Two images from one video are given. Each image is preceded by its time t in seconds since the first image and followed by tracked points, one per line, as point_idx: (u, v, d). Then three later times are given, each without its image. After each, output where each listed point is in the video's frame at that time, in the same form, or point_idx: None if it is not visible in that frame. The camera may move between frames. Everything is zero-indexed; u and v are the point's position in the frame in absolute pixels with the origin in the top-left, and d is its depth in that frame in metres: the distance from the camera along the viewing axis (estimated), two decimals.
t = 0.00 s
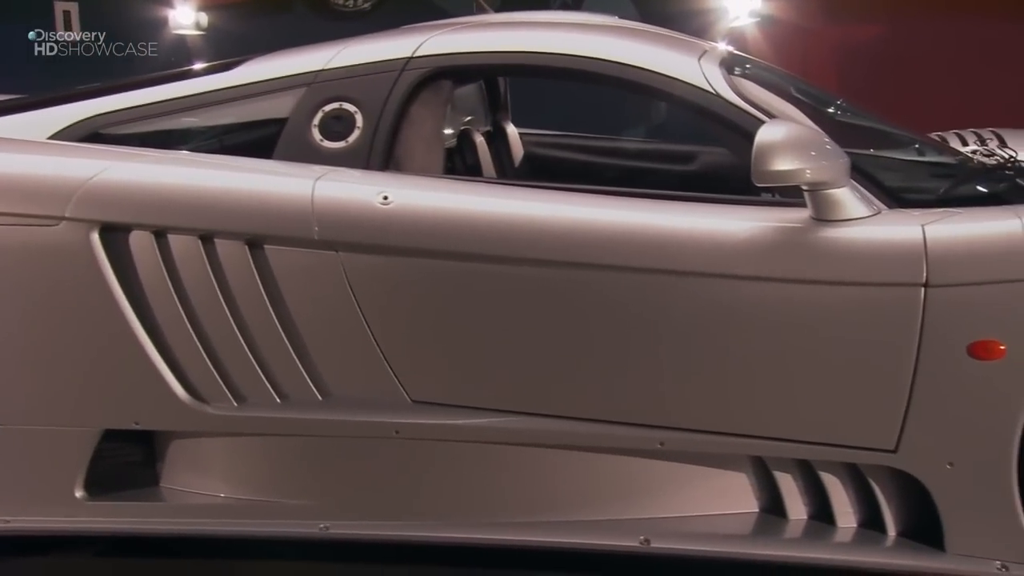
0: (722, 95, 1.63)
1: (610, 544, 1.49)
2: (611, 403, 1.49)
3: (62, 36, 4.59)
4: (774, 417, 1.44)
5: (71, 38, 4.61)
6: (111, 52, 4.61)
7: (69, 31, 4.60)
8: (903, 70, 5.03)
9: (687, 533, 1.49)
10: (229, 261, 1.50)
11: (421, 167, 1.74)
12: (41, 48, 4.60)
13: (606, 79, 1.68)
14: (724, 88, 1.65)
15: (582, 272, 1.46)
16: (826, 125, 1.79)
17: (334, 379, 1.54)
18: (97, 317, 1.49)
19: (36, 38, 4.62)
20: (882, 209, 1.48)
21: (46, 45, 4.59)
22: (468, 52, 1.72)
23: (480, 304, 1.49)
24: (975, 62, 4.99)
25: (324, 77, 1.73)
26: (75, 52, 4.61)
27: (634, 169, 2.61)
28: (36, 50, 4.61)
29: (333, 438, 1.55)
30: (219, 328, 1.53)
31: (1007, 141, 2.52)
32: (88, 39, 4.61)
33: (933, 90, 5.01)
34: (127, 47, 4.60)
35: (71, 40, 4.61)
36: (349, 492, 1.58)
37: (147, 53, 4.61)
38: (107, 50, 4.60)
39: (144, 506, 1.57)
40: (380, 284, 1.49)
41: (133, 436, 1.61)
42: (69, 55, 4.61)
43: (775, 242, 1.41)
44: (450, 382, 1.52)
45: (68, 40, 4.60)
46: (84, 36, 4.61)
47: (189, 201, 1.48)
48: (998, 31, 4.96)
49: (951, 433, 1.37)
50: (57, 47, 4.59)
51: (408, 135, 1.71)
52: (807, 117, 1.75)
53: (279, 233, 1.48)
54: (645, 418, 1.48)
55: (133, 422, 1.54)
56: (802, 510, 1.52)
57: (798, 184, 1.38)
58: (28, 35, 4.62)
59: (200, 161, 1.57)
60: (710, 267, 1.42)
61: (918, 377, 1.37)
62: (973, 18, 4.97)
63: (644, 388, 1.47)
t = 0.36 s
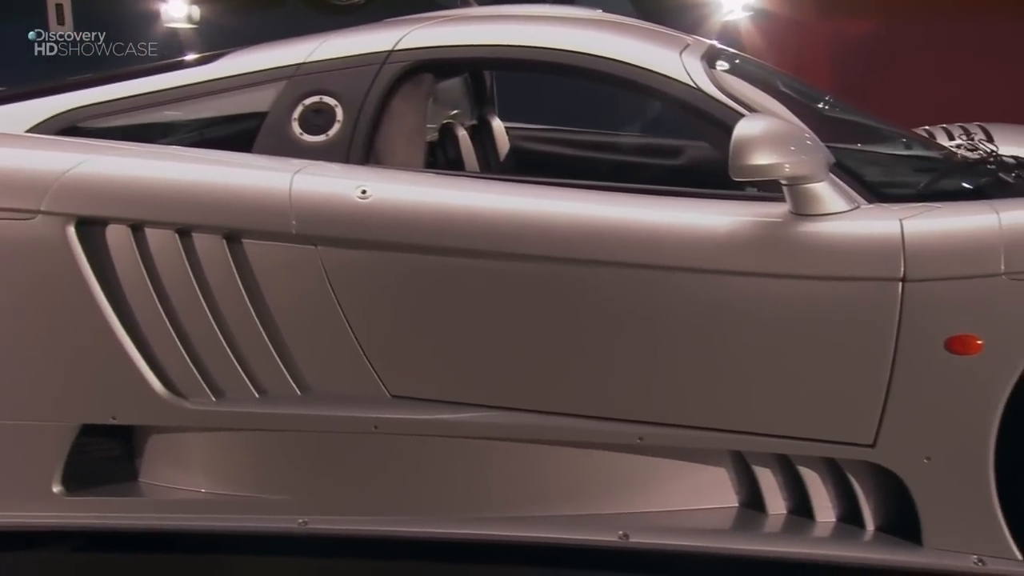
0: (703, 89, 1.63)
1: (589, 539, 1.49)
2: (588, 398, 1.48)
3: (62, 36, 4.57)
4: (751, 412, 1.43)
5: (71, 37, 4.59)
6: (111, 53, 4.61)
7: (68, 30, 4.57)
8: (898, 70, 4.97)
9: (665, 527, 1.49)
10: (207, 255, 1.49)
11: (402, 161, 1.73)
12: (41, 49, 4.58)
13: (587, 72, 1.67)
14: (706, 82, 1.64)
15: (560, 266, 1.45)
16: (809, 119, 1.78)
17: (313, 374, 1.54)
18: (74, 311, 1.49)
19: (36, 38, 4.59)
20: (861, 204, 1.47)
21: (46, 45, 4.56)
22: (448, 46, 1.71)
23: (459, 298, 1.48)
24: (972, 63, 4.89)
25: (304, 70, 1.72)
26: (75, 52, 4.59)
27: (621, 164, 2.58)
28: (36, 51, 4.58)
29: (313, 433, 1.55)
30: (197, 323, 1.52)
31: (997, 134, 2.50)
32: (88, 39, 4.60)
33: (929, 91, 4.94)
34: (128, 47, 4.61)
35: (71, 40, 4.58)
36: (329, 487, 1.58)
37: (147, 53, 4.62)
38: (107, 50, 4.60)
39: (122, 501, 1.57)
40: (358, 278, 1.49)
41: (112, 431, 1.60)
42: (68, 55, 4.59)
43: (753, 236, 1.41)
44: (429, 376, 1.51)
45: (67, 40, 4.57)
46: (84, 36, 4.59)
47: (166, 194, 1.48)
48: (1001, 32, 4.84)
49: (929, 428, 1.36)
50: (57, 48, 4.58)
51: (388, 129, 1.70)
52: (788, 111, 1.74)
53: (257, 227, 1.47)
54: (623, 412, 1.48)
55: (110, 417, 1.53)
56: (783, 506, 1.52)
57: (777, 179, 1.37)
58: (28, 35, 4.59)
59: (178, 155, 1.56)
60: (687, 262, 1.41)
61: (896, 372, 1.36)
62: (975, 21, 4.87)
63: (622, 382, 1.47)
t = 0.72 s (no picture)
0: (681, 82, 1.62)
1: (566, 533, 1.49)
2: (564, 391, 1.48)
3: (61, 36, 4.59)
4: (726, 405, 1.43)
5: (71, 37, 4.61)
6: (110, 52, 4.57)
7: (68, 30, 4.59)
8: (892, 68, 4.94)
9: (642, 521, 1.49)
10: (181, 249, 1.49)
11: (381, 153, 1.72)
12: (41, 48, 4.61)
13: (566, 65, 1.66)
14: (684, 75, 1.63)
15: (536, 259, 1.45)
16: (789, 112, 1.78)
17: (289, 367, 1.53)
18: (47, 304, 1.49)
19: (36, 37, 4.62)
20: (838, 197, 1.46)
21: (46, 44, 4.58)
22: (427, 38, 1.70)
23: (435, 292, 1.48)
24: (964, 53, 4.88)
25: (282, 62, 1.71)
26: (75, 52, 4.60)
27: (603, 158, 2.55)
28: (36, 51, 4.61)
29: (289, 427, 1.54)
30: (171, 316, 1.52)
31: (980, 128, 2.51)
32: (88, 39, 4.59)
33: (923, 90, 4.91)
34: (128, 46, 4.57)
35: (71, 40, 4.60)
36: (306, 481, 1.57)
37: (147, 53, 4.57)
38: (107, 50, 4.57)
39: (99, 495, 1.56)
40: (334, 271, 1.48)
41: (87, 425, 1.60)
42: (69, 55, 4.60)
43: (729, 229, 1.40)
44: (405, 370, 1.51)
45: (67, 40, 4.59)
46: (84, 36, 4.59)
47: (140, 187, 1.47)
48: (997, 34, 4.85)
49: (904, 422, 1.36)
50: (57, 48, 4.59)
51: (366, 121, 1.69)
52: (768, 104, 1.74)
53: (231, 220, 1.46)
54: (598, 406, 1.48)
55: (84, 411, 1.53)
56: (759, 500, 1.52)
57: (753, 172, 1.37)
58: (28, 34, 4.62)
59: (152, 147, 1.55)
60: (663, 255, 1.41)
61: (871, 367, 1.36)
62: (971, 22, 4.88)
63: (598, 376, 1.46)
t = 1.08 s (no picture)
0: (654, 75, 1.61)
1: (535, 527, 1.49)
2: (534, 386, 1.47)
3: (61, 36, 4.61)
4: (695, 400, 1.42)
5: (72, 38, 4.64)
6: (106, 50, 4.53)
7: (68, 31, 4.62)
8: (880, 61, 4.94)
9: (611, 516, 1.48)
10: (148, 242, 1.48)
11: (353, 146, 1.70)
12: (41, 49, 4.58)
13: (538, 58, 1.65)
14: (658, 68, 1.62)
15: (505, 253, 1.44)
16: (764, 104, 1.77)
17: (258, 362, 1.52)
18: (15, 297, 1.49)
19: (36, 38, 4.61)
20: (809, 191, 1.46)
21: (46, 45, 4.59)
22: (398, 31, 1.69)
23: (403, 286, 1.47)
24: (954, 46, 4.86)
25: (253, 54, 1.70)
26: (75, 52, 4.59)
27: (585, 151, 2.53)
28: (36, 50, 4.58)
29: (259, 422, 1.54)
30: (138, 309, 1.51)
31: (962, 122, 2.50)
32: (88, 40, 4.63)
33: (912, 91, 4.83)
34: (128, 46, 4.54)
35: (71, 40, 4.63)
36: (276, 477, 1.56)
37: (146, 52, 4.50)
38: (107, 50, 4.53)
39: (68, 491, 1.56)
40: (302, 265, 1.47)
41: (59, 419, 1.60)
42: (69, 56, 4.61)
43: (698, 223, 1.40)
44: (374, 364, 1.50)
45: (67, 40, 4.61)
46: (84, 36, 4.61)
47: (106, 181, 1.46)
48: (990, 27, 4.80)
49: (872, 417, 1.35)
50: (57, 47, 4.60)
51: (337, 114, 1.68)
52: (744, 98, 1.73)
53: (199, 213, 1.45)
54: (568, 400, 1.47)
55: (50, 405, 1.53)
56: (730, 494, 1.51)
57: (722, 166, 1.37)
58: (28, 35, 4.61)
59: (119, 139, 1.55)
60: (631, 249, 1.40)
61: (839, 361, 1.35)
62: (959, 20, 4.82)
63: (567, 370, 1.46)
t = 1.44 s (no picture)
0: (621, 68, 1.59)
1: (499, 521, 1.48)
2: (498, 380, 1.46)
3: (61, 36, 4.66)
4: (659, 393, 1.42)
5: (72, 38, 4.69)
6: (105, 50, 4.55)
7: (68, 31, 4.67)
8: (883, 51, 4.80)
9: (576, 510, 1.48)
10: (108, 235, 1.47)
11: (319, 138, 1.69)
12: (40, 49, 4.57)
13: (503, 49, 1.63)
14: (625, 61, 1.61)
15: (468, 246, 1.43)
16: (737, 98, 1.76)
17: (221, 356, 1.51)
18: None
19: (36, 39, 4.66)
20: (774, 184, 1.45)
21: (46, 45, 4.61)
22: (365, 23, 1.68)
23: (366, 279, 1.46)
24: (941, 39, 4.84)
25: (217, 45, 1.68)
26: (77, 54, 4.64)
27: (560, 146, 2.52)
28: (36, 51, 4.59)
29: (222, 416, 1.53)
30: (98, 303, 1.50)
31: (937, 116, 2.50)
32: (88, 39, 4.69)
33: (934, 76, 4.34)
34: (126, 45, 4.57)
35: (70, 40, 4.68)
36: (241, 472, 1.56)
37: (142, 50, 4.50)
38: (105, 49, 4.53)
39: (29, 487, 1.54)
40: (265, 259, 1.46)
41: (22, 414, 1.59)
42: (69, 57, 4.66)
43: (662, 217, 1.39)
44: (338, 358, 1.49)
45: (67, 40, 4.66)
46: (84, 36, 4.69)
47: (65, 173, 1.45)
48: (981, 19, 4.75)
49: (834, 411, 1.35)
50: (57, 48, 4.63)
51: (303, 106, 1.66)
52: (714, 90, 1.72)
53: (158, 205, 1.44)
54: (532, 394, 1.46)
55: (11, 400, 1.53)
56: (693, 487, 1.51)
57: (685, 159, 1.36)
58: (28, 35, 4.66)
59: (79, 130, 1.53)
60: (595, 242, 1.39)
61: (801, 356, 1.35)
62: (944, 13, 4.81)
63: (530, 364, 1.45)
